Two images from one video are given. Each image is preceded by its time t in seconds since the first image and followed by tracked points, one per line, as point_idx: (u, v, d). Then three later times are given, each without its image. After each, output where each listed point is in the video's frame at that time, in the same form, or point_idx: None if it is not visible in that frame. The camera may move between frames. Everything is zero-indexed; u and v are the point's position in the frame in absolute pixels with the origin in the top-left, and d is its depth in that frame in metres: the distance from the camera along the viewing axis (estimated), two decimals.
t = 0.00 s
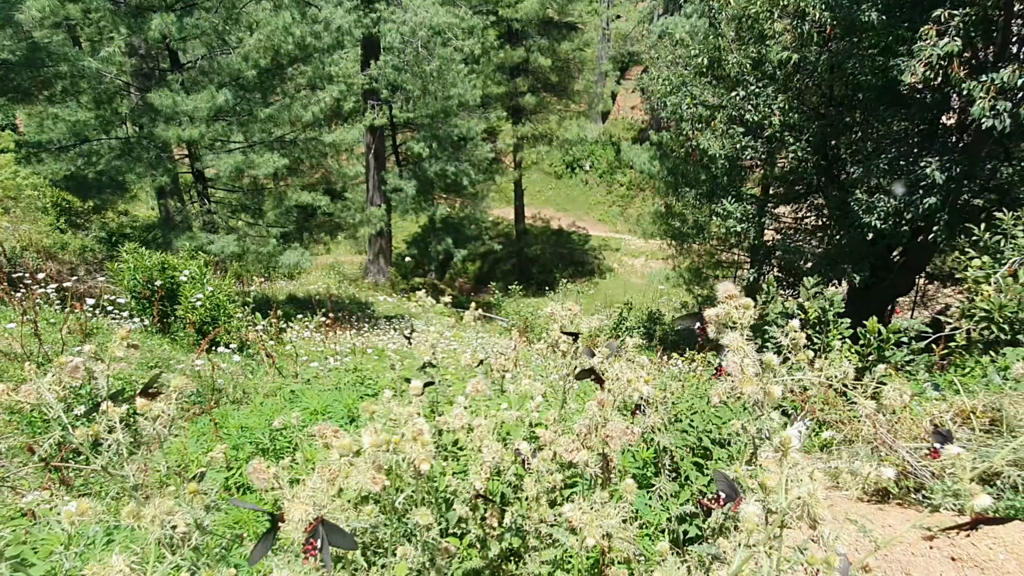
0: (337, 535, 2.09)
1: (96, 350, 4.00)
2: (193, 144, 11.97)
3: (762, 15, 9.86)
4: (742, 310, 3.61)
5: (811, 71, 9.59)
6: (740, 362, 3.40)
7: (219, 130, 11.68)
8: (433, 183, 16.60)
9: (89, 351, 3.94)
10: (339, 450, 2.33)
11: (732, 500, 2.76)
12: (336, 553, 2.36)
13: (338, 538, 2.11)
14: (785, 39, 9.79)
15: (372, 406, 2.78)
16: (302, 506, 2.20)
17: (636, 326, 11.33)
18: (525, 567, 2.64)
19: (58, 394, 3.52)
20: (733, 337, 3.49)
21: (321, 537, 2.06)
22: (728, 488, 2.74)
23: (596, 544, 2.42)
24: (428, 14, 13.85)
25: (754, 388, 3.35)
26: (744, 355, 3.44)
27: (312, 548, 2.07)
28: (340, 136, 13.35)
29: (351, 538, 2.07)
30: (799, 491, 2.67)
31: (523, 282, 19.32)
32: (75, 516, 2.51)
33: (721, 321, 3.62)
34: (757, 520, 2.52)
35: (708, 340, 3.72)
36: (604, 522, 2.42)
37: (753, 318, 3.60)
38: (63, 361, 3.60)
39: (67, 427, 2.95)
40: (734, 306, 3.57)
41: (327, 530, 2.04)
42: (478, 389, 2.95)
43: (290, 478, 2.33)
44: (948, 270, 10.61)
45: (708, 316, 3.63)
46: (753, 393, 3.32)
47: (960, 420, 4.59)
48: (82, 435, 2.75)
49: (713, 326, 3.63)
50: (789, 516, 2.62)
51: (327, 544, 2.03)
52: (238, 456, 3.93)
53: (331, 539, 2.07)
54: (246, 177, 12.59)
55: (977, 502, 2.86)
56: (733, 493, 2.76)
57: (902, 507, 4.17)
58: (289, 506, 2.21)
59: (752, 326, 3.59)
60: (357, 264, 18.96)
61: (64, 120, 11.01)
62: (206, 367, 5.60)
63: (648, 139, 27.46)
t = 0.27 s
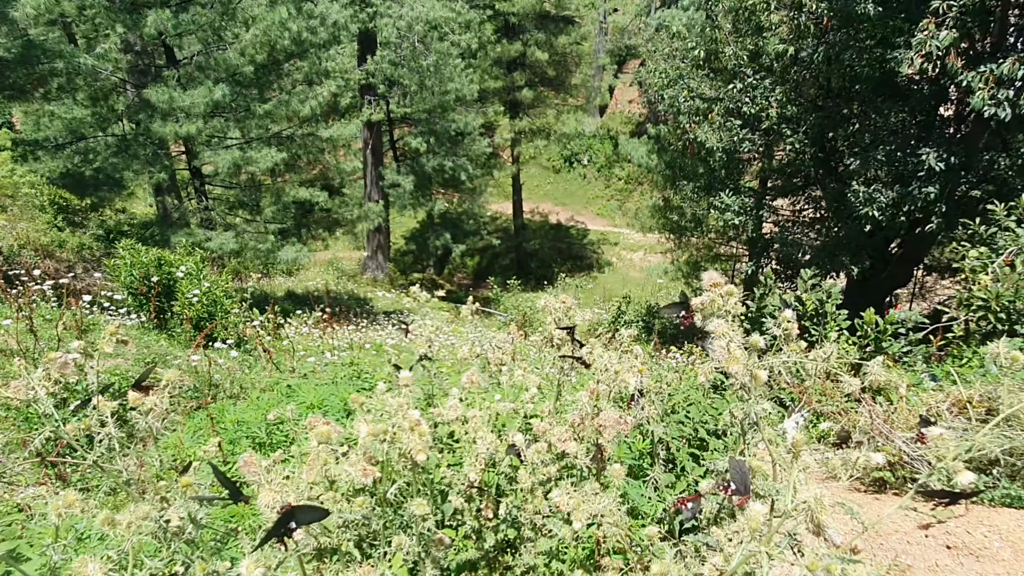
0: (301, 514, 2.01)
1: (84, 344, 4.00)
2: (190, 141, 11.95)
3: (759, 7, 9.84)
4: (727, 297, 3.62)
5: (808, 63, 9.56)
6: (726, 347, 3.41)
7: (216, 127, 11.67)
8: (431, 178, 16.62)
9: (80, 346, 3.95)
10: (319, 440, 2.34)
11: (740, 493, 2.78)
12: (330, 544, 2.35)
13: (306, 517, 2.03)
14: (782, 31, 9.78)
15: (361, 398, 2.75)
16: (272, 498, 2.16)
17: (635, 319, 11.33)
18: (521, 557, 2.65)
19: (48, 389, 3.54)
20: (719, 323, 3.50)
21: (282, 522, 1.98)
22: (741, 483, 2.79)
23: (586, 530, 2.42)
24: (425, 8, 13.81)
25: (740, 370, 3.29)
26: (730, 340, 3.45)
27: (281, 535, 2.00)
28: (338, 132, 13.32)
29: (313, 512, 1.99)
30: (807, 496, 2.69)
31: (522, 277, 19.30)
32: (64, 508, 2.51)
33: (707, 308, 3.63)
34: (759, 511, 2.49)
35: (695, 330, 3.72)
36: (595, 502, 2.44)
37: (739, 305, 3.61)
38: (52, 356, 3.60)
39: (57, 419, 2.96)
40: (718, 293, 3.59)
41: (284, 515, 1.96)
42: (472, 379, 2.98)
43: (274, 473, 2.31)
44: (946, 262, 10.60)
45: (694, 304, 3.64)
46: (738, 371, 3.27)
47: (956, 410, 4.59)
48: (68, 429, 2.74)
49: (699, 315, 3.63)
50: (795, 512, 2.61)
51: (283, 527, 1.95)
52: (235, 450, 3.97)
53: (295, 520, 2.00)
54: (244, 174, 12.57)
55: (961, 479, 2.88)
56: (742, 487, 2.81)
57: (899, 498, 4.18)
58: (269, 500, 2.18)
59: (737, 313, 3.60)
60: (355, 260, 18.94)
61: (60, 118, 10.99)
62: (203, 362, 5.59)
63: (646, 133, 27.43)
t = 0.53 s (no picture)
0: (259, 464, 2.02)
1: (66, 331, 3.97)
2: (185, 132, 11.88)
3: None
4: (720, 272, 3.45)
5: (807, 49, 9.45)
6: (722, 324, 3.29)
7: (212, 118, 11.60)
8: (428, 168, 16.48)
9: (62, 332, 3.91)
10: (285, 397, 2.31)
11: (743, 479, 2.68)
12: (319, 530, 2.33)
13: (265, 467, 2.04)
14: (780, 17, 9.72)
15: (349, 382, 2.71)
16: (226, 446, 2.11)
17: (634, 308, 11.30)
18: (516, 543, 2.63)
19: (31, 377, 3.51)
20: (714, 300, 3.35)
21: (235, 471, 1.99)
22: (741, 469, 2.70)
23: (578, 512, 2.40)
24: None
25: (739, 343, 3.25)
26: (725, 317, 3.32)
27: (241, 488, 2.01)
28: (334, 122, 13.26)
29: (266, 457, 1.99)
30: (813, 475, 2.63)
31: (521, 267, 19.25)
32: (46, 495, 2.46)
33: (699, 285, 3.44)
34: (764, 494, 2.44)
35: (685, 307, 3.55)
36: (587, 485, 2.43)
37: (732, 281, 3.46)
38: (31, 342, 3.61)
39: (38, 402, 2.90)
40: (713, 269, 3.42)
41: (240, 461, 1.97)
42: (466, 365, 2.97)
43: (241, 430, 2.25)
44: (945, 249, 10.57)
45: (686, 281, 3.44)
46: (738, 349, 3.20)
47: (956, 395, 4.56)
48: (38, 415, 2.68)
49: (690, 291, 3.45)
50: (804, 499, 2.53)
51: (234, 474, 1.95)
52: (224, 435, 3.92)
53: (251, 469, 2.01)
54: (240, 165, 12.51)
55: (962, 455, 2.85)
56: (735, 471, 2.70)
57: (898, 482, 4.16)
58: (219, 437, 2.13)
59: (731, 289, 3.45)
60: (353, 251, 18.88)
61: (54, 109, 10.92)
62: (197, 352, 5.54)
63: (643, 122, 27.34)
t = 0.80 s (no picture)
0: (242, 430, 2.00)
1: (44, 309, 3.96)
2: (183, 121, 11.80)
3: None
4: (730, 246, 3.42)
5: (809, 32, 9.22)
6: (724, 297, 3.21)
7: (209, 106, 11.51)
8: (427, 156, 16.35)
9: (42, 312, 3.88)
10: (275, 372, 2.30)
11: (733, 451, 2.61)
12: (309, 515, 2.27)
13: (248, 436, 2.03)
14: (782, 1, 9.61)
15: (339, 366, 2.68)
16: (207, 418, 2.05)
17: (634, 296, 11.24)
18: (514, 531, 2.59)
19: (9, 359, 3.49)
20: (719, 273, 3.32)
21: (219, 435, 1.96)
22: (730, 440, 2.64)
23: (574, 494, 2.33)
24: None
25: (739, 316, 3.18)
26: (729, 291, 3.24)
27: (222, 457, 1.98)
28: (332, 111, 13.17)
29: (253, 423, 1.98)
30: (795, 424, 2.58)
31: (521, 256, 19.17)
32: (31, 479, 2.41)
33: (707, 257, 3.41)
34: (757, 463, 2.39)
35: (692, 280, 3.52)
36: (583, 466, 2.35)
37: (741, 255, 3.41)
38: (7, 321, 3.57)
39: None
40: (720, 242, 3.38)
41: (220, 428, 1.96)
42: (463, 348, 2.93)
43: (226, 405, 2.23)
44: (948, 235, 10.51)
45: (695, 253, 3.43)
46: (738, 321, 3.13)
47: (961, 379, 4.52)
48: None
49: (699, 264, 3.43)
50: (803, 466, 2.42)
51: (218, 439, 1.92)
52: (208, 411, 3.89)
53: (234, 437, 1.99)
54: (238, 154, 12.43)
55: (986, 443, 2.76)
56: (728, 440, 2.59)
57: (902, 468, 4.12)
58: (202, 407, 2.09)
59: (739, 264, 3.40)
60: (352, 241, 18.81)
61: (51, 99, 10.86)
62: (193, 340, 5.48)
63: (644, 110, 27.17)
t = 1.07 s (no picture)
0: (247, 444, 1.86)
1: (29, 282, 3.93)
2: (184, 108, 11.70)
3: None
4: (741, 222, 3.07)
5: (815, 19, 9.16)
6: (739, 277, 2.94)
7: (209, 93, 11.39)
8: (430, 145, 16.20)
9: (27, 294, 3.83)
10: (271, 365, 2.22)
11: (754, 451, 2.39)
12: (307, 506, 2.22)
13: (253, 448, 1.90)
14: None
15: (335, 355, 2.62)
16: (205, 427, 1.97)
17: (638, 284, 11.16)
18: (517, 520, 2.53)
19: None
20: (732, 251, 2.98)
21: (226, 451, 1.81)
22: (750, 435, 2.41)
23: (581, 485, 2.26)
24: None
25: (757, 297, 2.94)
26: (744, 271, 2.97)
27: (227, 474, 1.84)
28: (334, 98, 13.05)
29: (262, 436, 1.86)
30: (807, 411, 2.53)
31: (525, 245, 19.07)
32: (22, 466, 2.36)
33: (718, 236, 3.05)
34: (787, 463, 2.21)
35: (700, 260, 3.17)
36: (590, 452, 2.28)
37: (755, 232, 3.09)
38: None
39: None
40: (732, 218, 3.02)
41: (229, 445, 1.81)
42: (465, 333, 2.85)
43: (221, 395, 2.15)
44: (955, 223, 10.40)
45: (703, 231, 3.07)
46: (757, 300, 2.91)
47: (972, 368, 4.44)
48: None
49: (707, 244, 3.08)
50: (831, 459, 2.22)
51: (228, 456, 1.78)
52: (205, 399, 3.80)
53: (240, 452, 1.85)
54: (240, 141, 12.33)
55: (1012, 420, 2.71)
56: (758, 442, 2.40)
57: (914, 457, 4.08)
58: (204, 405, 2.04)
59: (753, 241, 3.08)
60: (355, 229, 18.73)
61: (52, 86, 10.78)
62: (192, 327, 5.41)
63: (648, 98, 26.97)
